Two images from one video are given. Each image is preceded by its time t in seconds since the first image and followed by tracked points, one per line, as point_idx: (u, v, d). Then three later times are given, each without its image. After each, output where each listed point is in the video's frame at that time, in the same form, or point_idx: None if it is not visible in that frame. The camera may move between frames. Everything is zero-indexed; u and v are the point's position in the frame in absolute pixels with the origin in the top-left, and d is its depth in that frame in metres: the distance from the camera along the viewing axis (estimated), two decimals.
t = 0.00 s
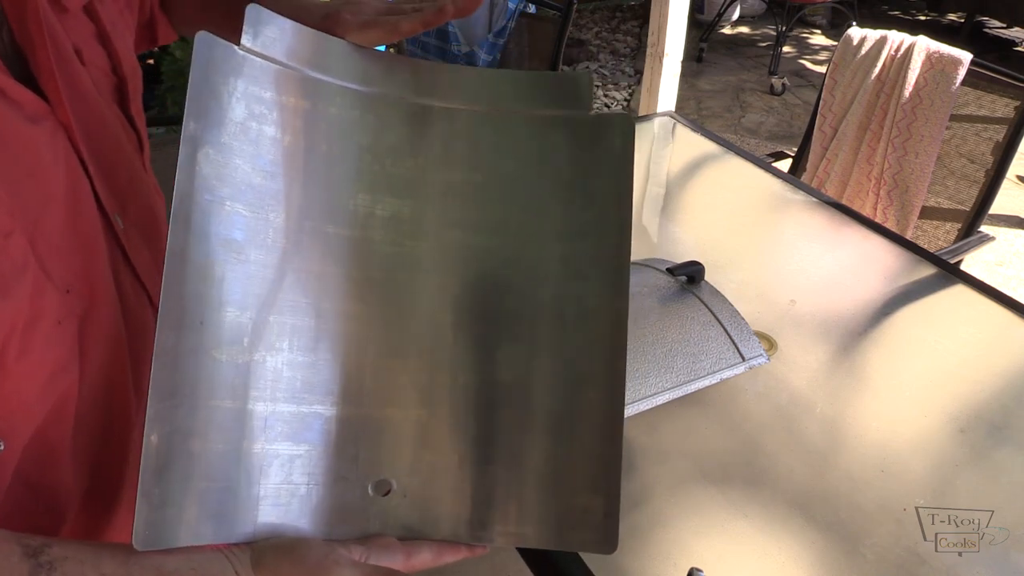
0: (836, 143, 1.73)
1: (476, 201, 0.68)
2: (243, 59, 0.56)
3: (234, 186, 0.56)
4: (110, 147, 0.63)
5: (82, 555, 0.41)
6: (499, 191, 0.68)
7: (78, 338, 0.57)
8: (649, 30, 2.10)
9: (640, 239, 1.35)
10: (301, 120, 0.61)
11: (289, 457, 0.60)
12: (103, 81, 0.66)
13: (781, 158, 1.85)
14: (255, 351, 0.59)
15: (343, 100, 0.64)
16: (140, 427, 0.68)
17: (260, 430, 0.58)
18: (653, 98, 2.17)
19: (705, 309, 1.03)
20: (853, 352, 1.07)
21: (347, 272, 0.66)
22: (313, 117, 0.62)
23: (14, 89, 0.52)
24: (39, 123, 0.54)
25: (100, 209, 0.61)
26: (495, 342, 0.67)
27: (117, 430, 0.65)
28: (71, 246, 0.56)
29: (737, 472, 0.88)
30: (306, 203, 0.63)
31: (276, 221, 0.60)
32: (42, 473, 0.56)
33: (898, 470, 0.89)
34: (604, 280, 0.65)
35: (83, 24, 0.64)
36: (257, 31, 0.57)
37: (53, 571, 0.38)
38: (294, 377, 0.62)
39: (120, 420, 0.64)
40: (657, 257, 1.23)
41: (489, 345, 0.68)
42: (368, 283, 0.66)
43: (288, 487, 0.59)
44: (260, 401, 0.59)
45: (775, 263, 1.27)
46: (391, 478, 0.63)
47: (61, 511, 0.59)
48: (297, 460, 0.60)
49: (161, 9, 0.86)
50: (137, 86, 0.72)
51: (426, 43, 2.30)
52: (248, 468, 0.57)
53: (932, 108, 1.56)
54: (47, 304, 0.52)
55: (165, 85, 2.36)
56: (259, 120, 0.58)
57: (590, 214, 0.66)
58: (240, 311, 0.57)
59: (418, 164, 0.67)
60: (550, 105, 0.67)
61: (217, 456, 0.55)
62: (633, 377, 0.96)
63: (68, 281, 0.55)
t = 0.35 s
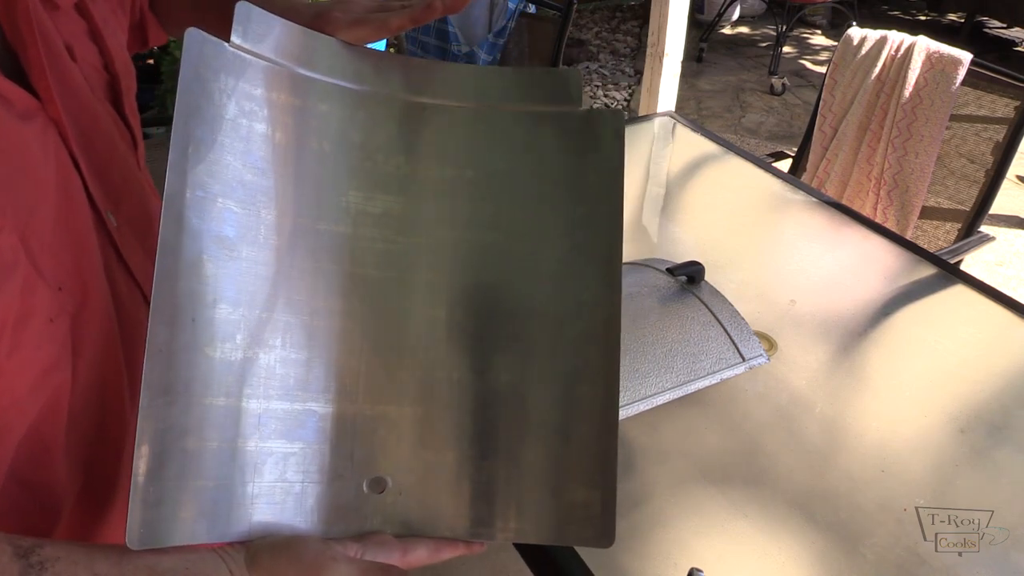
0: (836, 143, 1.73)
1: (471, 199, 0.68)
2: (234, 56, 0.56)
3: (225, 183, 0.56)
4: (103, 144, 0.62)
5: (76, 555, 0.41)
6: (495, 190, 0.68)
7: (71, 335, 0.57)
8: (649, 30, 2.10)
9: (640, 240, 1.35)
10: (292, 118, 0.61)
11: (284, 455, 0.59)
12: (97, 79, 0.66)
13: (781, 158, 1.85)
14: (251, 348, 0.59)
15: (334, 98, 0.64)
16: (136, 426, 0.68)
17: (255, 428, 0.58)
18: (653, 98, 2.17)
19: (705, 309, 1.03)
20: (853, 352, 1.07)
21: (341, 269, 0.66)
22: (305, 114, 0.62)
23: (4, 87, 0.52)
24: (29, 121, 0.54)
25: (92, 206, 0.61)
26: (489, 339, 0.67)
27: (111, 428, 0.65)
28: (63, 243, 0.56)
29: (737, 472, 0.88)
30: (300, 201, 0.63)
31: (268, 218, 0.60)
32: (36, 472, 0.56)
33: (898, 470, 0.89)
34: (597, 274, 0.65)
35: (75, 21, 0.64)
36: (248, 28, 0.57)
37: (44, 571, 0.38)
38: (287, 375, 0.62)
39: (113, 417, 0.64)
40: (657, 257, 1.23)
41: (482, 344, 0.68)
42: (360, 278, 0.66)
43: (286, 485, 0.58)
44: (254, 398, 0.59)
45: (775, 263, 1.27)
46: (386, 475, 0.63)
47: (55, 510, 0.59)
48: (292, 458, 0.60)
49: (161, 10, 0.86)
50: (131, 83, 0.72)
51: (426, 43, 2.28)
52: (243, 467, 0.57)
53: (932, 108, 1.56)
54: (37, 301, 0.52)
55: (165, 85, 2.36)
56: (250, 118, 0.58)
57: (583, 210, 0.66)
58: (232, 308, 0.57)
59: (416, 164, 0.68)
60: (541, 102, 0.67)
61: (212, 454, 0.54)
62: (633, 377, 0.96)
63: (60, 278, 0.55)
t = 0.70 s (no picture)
0: (836, 143, 1.73)
1: (471, 196, 0.68)
2: (230, 56, 0.56)
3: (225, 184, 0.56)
4: (101, 144, 0.62)
5: (74, 558, 0.41)
6: (494, 188, 0.69)
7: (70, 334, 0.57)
8: (649, 30, 2.10)
9: (640, 240, 1.35)
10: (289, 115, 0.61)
11: (281, 455, 0.59)
12: (93, 78, 0.66)
13: (781, 158, 1.85)
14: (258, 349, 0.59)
15: (332, 96, 0.64)
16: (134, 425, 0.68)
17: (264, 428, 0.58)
18: (653, 98, 2.17)
19: (705, 309, 1.03)
20: (853, 352, 1.07)
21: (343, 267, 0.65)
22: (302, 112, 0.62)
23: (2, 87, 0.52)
24: (26, 120, 0.54)
25: (89, 205, 0.61)
26: (489, 339, 0.67)
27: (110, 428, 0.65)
28: (63, 243, 0.56)
29: (737, 472, 0.88)
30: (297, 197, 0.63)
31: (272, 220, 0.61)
32: (35, 471, 0.56)
33: (898, 470, 0.89)
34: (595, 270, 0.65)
35: (70, 20, 0.64)
36: (244, 30, 0.57)
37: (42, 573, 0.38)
38: (294, 374, 0.62)
39: (113, 417, 0.64)
40: (657, 257, 1.23)
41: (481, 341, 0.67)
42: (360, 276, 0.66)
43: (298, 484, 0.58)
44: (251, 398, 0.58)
45: (775, 263, 1.27)
46: (382, 474, 0.63)
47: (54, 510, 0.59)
48: (290, 457, 0.59)
49: (162, 10, 0.86)
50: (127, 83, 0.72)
51: (426, 43, 2.28)
52: (241, 467, 0.56)
53: (932, 108, 1.56)
54: (36, 300, 0.52)
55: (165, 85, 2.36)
56: (245, 117, 0.58)
57: (584, 206, 0.66)
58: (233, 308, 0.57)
59: (415, 163, 0.67)
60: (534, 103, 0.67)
61: (222, 455, 0.55)
62: (633, 377, 0.96)
63: (59, 278, 0.55)
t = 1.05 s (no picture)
0: (836, 143, 1.73)
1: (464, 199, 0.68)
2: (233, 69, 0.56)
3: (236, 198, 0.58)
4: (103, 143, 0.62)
5: (74, 563, 0.41)
6: (498, 187, 0.68)
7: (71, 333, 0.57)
8: (649, 30, 2.10)
9: (641, 240, 1.35)
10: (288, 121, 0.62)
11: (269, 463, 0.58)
12: (95, 77, 0.66)
13: (781, 158, 1.85)
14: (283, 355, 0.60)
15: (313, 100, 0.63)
16: (137, 424, 0.68)
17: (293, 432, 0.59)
18: (653, 98, 2.17)
19: (705, 309, 1.03)
20: (853, 352, 1.07)
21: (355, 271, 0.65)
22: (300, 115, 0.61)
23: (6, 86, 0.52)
24: (28, 119, 0.54)
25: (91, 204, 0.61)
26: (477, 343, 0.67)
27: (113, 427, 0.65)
28: (66, 243, 0.56)
29: (737, 472, 0.88)
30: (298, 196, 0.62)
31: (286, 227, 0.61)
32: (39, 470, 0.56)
33: (898, 470, 0.89)
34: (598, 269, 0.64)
35: (71, 19, 0.64)
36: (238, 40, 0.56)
37: None
38: (315, 377, 0.62)
39: (115, 416, 0.64)
40: (657, 257, 1.23)
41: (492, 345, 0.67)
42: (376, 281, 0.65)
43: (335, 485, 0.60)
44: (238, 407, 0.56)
45: (775, 263, 1.27)
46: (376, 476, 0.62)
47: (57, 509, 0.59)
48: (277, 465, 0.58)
49: (164, 4, 0.86)
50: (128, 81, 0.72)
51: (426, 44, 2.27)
52: (231, 478, 0.55)
53: (932, 108, 1.56)
54: (38, 299, 0.52)
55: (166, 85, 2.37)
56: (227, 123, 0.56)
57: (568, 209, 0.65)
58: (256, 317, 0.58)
59: (406, 166, 0.67)
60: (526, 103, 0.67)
61: (253, 463, 0.57)
62: (633, 377, 0.96)
63: (61, 278, 0.55)
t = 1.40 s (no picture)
0: (836, 143, 1.73)
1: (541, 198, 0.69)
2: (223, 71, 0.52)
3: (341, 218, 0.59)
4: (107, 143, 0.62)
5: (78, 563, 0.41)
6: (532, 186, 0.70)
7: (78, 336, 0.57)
8: (648, 30, 2.10)
9: (641, 240, 1.35)
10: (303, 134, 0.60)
11: (460, 450, 0.57)
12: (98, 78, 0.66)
13: (781, 158, 1.85)
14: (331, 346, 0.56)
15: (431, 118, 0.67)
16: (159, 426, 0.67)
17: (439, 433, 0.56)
18: (653, 98, 2.17)
19: (705, 310, 1.03)
20: (853, 352, 1.07)
21: (456, 255, 0.63)
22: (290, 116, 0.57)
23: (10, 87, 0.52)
24: (35, 120, 0.54)
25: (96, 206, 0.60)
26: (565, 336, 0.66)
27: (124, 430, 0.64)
28: (72, 244, 0.56)
29: (737, 472, 0.88)
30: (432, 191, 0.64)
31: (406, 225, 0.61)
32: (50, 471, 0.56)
33: (898, 470, 0.89)
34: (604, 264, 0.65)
35: (75, 20, 0.64)
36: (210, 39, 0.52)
37: None
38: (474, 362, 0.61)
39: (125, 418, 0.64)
40: (657, 257, 1.23)
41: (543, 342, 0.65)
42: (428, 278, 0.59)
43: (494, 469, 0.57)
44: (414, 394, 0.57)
45: (776, 263, 1.27)
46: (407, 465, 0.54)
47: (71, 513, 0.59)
48: (469, 452, 0.57)
49: None
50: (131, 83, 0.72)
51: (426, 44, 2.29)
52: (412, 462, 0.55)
53: (932, 108, 1.55)
54: (46, 302, 0.52)
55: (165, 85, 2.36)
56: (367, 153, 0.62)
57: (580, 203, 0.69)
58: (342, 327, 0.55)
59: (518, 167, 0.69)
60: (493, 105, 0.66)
61: (424, 450, 0.55)
62: (633, 377, 0.95)
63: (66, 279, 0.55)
